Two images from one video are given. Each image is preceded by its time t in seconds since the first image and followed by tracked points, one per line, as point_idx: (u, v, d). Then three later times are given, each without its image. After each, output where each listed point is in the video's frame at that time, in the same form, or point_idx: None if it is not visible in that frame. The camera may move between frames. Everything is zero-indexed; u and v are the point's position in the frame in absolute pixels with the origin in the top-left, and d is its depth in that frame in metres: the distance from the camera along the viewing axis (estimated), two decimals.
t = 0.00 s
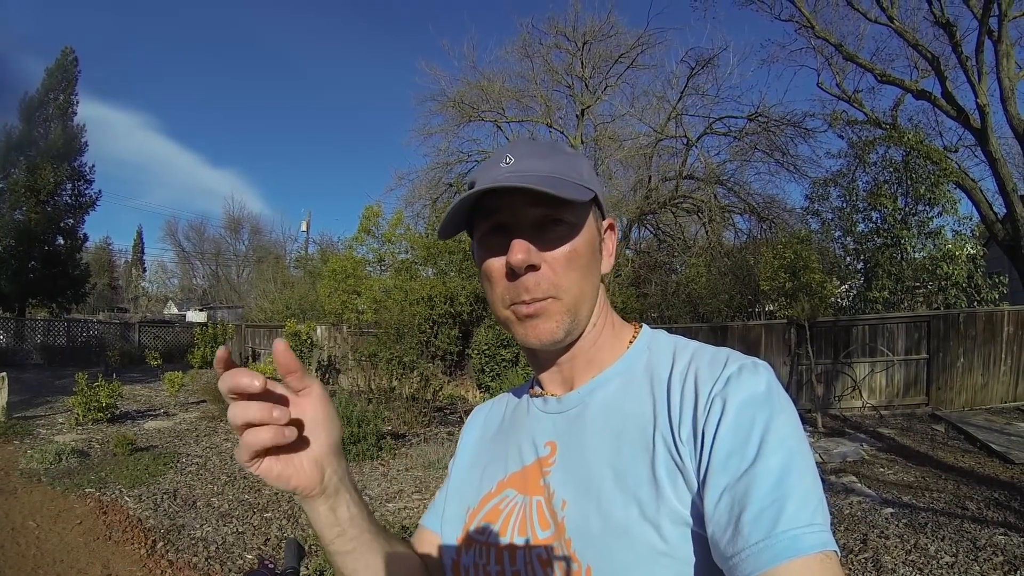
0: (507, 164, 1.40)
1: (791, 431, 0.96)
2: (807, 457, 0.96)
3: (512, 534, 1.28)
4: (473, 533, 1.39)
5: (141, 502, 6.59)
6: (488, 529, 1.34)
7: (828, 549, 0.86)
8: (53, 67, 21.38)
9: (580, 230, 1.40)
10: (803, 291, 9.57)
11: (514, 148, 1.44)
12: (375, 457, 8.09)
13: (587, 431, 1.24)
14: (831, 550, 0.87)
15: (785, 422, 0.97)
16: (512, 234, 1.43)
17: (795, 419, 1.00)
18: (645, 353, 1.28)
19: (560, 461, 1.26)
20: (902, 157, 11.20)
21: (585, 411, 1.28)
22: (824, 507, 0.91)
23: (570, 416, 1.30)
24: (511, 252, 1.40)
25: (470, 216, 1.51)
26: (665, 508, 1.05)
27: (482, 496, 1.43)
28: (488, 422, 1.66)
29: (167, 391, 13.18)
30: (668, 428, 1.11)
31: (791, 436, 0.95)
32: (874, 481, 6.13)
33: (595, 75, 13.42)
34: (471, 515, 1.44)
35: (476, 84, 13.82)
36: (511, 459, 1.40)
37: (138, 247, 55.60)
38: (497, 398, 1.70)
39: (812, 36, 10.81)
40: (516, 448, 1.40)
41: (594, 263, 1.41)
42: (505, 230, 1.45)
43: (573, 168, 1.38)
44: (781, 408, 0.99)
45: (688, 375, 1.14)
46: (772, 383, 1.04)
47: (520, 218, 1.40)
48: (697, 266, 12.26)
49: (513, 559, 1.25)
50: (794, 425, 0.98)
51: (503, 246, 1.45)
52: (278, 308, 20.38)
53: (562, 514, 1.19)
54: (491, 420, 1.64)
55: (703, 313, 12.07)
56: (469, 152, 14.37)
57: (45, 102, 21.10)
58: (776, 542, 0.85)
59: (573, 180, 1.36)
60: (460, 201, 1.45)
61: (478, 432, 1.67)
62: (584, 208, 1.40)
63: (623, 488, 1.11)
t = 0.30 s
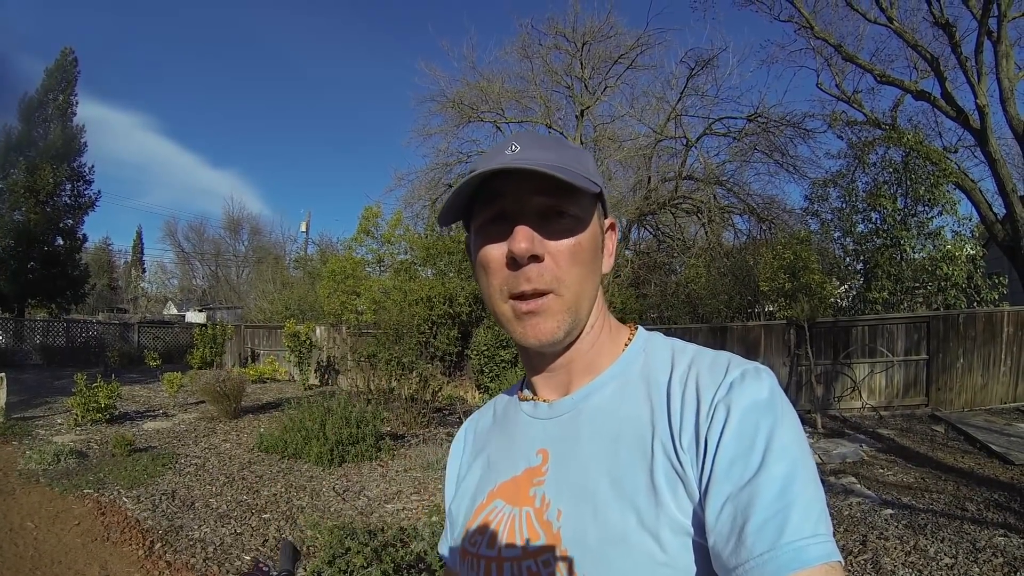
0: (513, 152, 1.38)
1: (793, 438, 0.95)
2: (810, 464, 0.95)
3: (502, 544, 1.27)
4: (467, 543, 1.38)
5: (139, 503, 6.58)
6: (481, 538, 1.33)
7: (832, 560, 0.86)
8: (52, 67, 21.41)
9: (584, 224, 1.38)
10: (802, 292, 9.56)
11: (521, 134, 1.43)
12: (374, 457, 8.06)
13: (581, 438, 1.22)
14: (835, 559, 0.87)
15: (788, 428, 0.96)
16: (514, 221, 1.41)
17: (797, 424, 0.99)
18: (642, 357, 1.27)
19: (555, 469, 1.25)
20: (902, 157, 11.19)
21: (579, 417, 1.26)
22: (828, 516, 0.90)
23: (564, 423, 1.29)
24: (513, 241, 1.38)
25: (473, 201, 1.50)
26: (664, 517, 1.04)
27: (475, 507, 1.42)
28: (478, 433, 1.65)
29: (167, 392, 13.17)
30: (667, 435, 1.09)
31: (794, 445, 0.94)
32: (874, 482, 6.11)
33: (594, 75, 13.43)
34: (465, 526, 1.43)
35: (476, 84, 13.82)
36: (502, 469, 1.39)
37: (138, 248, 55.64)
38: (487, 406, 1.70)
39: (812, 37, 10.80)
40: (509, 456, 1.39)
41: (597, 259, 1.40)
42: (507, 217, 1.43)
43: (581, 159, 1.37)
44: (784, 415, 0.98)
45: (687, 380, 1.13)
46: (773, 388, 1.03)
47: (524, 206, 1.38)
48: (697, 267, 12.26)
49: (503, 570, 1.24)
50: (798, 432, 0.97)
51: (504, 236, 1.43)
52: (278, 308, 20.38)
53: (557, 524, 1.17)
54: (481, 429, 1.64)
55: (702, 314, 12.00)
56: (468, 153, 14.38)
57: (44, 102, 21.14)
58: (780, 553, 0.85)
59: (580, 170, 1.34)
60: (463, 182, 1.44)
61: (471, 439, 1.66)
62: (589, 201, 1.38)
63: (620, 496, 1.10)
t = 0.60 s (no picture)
0: (503, 160, 1.38)
1: (784, 437, 0.95)
2: (802, 463, 0.95)
3: (495, 549, 1.27)
4: (461, 548, 1.38)
5: (138, 504, 6.57)
6: (474, 544, 1.33)
7: (827, 557, 0.86)
8: (52, 68, 21.44)
9: (575, 234, 1.38)
10: (801, 292, 9.56)
11: (512, 143, 1.43)
12: (373, 458, 8.05)
13: (571, 442, 1.22)
14: (829, 557, 0.87)
15: (778, 428, 0.96)
16: (505, 231, 1.41)
17: (788, 423, 0.99)
18: (632, 360, 1.27)
19: (544, 474, 1.24)
20: (901, 158, 11.19)
21: (569, 421, 1.26)
22: (821, 515, 0.90)
23: (553, 427, 1.29)
24: (504, 250, 1.39)
25: (464, 210, 1.50)
26: (655, 519, 1.04)
27: (468, 513, 1.42)
28: (470, 439, 1.65)
29: (166, 393, 13.16)
30: (657, 437, 1.09)
31: (784, 444, 0.94)
32: (874, 482, 6.11)
33: (594, 76, 13.43)
34: (459, 532, 1.43)
35: (475, 85, 13.82)
36: (494, 473, 1.39)
37: (138, 249, 55.67)
38: (479, 413, 1.70)
39: (811, 38, 10.79)
40: (501, 461, 1.39)
41: (587, 268, 1.40)
42: (498, 228, 1.43)
43: (571, 168, 1.36)
44: (775, 414, 0.98)
45: (678, 383, 1.13)
46: (764, 388, 1.02)
47: (515, 216, 1.38)
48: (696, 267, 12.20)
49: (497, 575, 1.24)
50: (788, 431, 0.97)
51: (495, 245, 1.43)
52: (277, 309, 20.38)
53: (548, 527, 1.17)
54: (473, 436, 1.64)
55: (701, 314, 11.95)
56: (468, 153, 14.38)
57: (43, 102, 21.16)
58: (774, 553, 0.85)
59: (570, 180, 1.34)
60: (454, 192, 1.44)
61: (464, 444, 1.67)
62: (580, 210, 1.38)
63: (611, 499, 1.10)
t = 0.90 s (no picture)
0: (506, 164, 1.38)
1: (782, 439, 0.95)
2: (800, 465, 0.95)
3: (493, 545, 1.28)
4: (461, 544, 1.39)
5: (138, 504, 6.56)
6: (473, 540, 1.34)
7: (821, 561, 0.86)
8: (52, 68, 21.44)
9: (577, 236, 1.38)
10: (801, 293, 9.57)
11: (514, 147, 1.43)
12: (373, 458, 8.05)
13: (567, 441, 1.23)
14: (825, 560, 0.87)
15: (776, 430, 0.96)
16: (507, 234, 1.41)
17: (786, 424, 0.99)
18: (631, 360, 1.27)
19: (542, 471, 1.25)
20: (901, 159, 11.19)
21: (568, 419, 1.26)
22: (816, 516, 0.90)
23: (552, 425, 1.29)
24: (507, 252, 1.39)
25: (466, 214, 1.49)
26: (650, 518, 1.04)
27: (468, 508, 1.43)
28: (473, 435, 1.66)
29: (166, 393, 13.16)
30: (654, 437, 1.09)
31: (782, 446, 0.94)
32: (874, 483, 6.11)
33: (594, 77, 13.44)
34: (460, 527, 1.43)
35: (475, 86, 13.82)
36: (493, 470, 1.39)
37: (138, 249, 55.65)
38: (482, 410, 1.70)
39: (811, 38, 10.79)
40: (501, 458, 1.39)
41: (589, 268, 1.40)
42: (500, 230, 1.43)
43: (573, 171, 1.37)
44: (772, 417, 0.98)
45: (676, 384, 1.13)
46: (761, 391, 1.02)
47: (517, 218, 1.38)
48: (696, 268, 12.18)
49: (494, 571, 1.25)
50: (786, 433, 0.97)
51: (498, 246, 1.43)
52: (278, 309, 20.38)
53: (544, 524, 1.18)
54: (476, 432, 1.64)
55: (701, 315, 11.93)
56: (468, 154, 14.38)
57: (43, 102, 21.17)
58: (769, 555, 0.85)
59: (573, 182, 1.35)
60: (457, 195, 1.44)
61: (469, 441, 1.67)
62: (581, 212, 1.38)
63: (607, 497, 1.10)
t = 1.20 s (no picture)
0: (513, 165, 1.38)
1: (783, 444, 0.94)
2: (800, 469, 0.94)
3: (492, 548, 1.26)
4: (461, 547, 1.38)
5: (136, 505, 6.55)
6: (473, 542, 1.33)
7: (823, 565, 0.85)
8: (51, 68, 21.44)
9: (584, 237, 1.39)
10: (801, 293, 9.55)
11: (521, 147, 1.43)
12: (372, 459, 8.03)
13: (567, 443, 1.22)
14: (826, 564, 0.86)
15: (776, 433, 0.95)
16: (516, 232, 1.41)
17: (786, 427, 0.98)
18: (631, 363, 1.26)
19: (542, 474, 1.24)
20: (900, 159, 11.18)
21: (568, 421, 1.26)
22: (817, 519, 0.89)
23: (552, 428, 1.28)
24: (518, 250, 1.38)
25: (473, 213, 1.48)
26: (649, 522, 1.03)
27: (468, 511, 1.42)
28: (474, 438, 1.65)
29: (165, 393, 13.15)
30: (655, 439, 1.08)
31: (782, 449, 0.93)
32: (873, 484, 6.10)
33: (593, 77, 13.44)
34: (460, 530, 1.42)
35: (475, 86, 13.81)
36: (493, 474, 1.38)
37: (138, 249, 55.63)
38: (483, 414, 1.69)
39: (811, 38, 10.78)
40: (501, 460, 1.38)
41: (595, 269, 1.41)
42: (508, 229, 1.42)
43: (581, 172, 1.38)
44: (774, 420, 0.97)
45: (677, 387, 1.12)
46: (762, 394, 1.02)
47: (528, 217, 1.38)
48: (696, 268, 12.18)
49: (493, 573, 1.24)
50: (786, 436, 0.96)
51: (506, 244, 1.42)
52: (277, 309, 20.38)
53: (544, 527, 1.16)
54: (477, 435, 1.63)
55: (700, 316, 11.90)
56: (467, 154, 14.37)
57: (43, 102, 21.18)
58: (770, 559, 0.84)
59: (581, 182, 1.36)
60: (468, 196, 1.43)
61: (470, 443, 1.66)
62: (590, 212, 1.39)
63: (606, 501, 1.09)
